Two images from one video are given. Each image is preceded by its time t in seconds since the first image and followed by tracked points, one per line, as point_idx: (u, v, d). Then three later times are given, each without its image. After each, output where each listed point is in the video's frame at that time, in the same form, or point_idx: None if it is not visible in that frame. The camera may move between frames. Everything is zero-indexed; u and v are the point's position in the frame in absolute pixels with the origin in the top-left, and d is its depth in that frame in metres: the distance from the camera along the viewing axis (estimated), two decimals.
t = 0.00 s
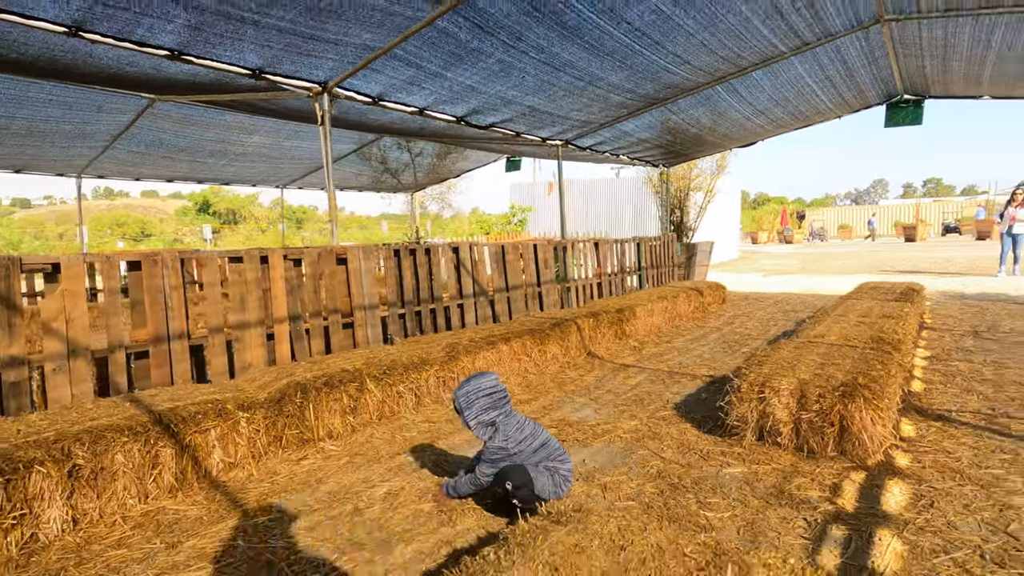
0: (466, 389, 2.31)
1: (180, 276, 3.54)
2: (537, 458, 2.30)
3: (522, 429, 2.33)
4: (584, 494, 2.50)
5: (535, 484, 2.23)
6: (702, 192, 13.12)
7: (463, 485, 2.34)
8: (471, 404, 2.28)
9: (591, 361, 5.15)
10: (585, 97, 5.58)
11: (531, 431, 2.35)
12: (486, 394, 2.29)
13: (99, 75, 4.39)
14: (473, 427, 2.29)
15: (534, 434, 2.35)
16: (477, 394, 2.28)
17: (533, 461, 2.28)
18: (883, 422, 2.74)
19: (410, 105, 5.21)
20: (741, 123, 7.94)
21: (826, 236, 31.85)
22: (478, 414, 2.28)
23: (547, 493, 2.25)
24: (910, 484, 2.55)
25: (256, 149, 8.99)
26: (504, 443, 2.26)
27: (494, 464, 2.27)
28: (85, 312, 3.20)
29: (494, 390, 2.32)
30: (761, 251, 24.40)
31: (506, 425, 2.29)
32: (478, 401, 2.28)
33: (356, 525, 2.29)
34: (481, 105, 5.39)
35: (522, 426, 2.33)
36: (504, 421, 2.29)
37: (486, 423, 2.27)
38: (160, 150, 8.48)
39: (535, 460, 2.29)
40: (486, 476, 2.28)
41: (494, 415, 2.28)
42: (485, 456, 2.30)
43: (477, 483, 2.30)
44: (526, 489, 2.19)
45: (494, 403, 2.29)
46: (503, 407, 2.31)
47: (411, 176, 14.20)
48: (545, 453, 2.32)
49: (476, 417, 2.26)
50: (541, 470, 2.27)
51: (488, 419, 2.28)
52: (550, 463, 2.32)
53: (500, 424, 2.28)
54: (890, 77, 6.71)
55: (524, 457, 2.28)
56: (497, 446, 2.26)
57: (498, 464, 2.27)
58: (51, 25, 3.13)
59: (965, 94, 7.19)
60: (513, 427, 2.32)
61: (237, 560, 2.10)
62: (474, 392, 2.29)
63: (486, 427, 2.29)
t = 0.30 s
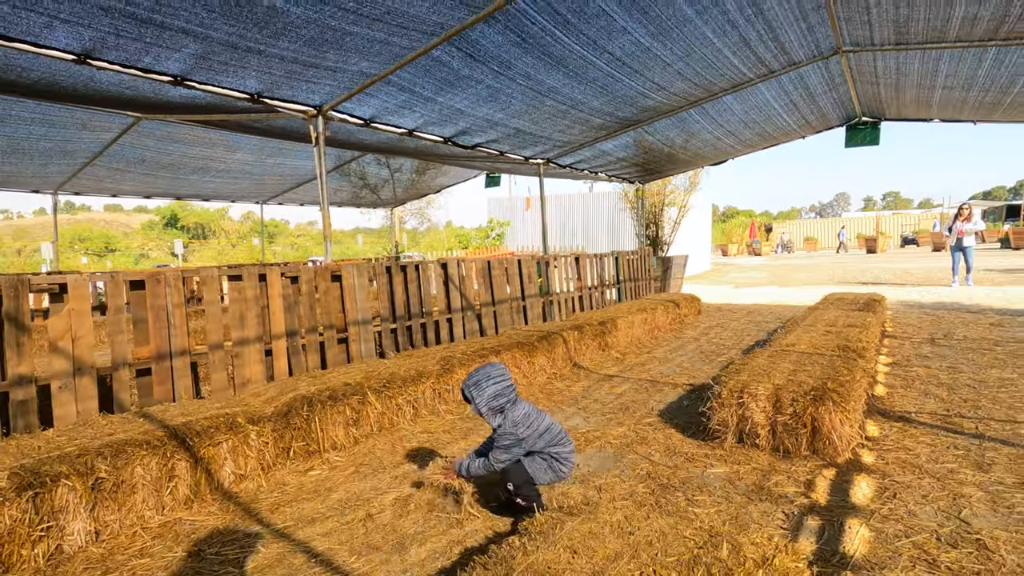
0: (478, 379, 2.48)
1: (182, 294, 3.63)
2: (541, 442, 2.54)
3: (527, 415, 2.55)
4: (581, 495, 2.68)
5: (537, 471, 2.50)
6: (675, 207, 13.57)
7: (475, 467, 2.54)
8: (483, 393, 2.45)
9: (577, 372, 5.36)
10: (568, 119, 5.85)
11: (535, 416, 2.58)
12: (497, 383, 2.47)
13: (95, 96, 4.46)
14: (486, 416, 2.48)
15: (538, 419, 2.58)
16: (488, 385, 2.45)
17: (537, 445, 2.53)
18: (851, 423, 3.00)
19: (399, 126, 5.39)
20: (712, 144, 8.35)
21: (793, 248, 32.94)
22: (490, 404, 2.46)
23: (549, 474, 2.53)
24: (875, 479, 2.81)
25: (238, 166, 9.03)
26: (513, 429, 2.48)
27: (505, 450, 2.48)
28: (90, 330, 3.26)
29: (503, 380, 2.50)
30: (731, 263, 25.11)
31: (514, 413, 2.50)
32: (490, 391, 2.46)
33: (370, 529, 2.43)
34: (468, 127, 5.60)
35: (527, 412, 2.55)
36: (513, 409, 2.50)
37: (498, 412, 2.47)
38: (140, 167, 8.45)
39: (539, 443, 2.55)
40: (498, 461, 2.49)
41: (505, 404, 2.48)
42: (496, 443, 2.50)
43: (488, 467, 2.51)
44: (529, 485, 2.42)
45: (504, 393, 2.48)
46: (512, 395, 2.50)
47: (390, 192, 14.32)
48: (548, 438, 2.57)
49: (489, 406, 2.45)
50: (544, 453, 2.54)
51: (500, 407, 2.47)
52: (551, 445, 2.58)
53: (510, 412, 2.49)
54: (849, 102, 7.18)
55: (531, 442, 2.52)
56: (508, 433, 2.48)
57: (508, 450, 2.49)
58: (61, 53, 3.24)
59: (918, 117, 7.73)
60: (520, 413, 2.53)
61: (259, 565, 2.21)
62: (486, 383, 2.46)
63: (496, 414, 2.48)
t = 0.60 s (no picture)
0: (468, 338, 2.67)
1: (170, 303, 3.68)
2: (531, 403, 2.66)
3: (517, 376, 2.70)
4: (565, 494, 2.79)
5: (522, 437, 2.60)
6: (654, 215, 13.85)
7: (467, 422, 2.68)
8: (473, 348, 2.62)
9: (559, 377, 5.49)
10: (549, 131, 6.01)
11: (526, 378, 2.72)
12: (487, 343, 2.64)
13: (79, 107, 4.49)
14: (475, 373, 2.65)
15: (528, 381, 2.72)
16: (477, 343, 2.63)
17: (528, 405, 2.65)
18: (817, 420, 3.17)
19: (384, 137, 5.50)
20: (688, 153, 8.59)
21: (769, 254, 33.67)
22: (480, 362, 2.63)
23: (538, 440, 2.60)
24: (840, 473, 2.98)
25: (220, 174, 9.01)
26: (503, 387, 2.62)
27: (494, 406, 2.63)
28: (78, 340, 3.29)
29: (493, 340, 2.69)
30: (709, 269, 25.59)
31: (505, 371, 2.63)
32: (479, 348, 2.64)
33: (361, 529, 2.51)
34: (451, 138, 5.73)
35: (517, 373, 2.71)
36: (503, 368, 2.65)
37: (488, 369, 2.62)
38: (119, 175, 8.39)
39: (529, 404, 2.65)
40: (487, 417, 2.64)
41: (495, 362, 2.63)
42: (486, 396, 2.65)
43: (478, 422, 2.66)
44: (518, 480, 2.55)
45: (493, 351, 2.65)
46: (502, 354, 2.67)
47: (372, 200, 14.36)
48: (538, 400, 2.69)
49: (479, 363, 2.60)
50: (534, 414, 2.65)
51: (490, 365, 2.63)
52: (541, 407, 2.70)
53: (500, 370, 2.63)
54: (817, 114, 7.48)
55: (520, 401, 2.64)
56: (497, 389, 2.62)
57: (497, 406, 2.64)
58: (50, 67, 3.29)
59: (882, 129, 8.07)
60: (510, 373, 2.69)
61: (254, 565, 2.28)
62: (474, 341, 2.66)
63: (488, 370, 2.62)
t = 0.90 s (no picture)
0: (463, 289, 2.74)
1: (156, 293, 3.68)
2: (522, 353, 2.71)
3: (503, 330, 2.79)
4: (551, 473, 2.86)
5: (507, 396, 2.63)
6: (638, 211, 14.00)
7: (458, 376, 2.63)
8: (469, 295, 2.70)
9: (545, 367, 5.56)
10: (534, 124, 6.08)
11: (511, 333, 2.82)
12: (481, 291, 2.72)
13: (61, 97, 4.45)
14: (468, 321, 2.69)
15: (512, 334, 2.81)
16: (471, 290, 2.70)
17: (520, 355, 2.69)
18: (793, 401, 3.28)
19: (370, 130, 5.52)
20: (671, 149, 8.72)
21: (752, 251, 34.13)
22: (473, 310, 2.69)
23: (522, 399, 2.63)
24: (815, 450, 3.09)
25: (202, 169, 8.94)
26: (495, 336, 2.66)
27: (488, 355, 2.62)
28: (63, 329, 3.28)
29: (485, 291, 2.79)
30: (692, 266, 25.88)
31: (497, 321, 2.69)
32: (474, 296, 2.70)
33: (351, 507, 2.56)
34: (437, 131, 5.77)
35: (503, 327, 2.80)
36: (496, 318, 2.72)
37: (481, 316, 2.68)
38: (99, 170, 8.29)
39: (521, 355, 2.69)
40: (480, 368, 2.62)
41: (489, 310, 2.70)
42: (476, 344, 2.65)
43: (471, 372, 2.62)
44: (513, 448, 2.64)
45: (487, 300, 2.71)
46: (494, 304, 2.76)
47: (357, 196, 14.31)
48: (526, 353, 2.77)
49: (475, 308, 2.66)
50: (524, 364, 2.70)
51: (484, 313, 2.69)
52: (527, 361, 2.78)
53: (493, 319, 2.69)
54: (796, 109, 7.65)
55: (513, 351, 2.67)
56: (489, 336, 2.64)
57: (488, 355, 2.63)
58: (33, 54, 3.28)
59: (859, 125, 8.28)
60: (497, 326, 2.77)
61: (245, 542, 2.32)
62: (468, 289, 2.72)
63: (481, 317, 2.67)
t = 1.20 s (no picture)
0: (477, 255, 2.73)
1: (151, 276, 3.67)
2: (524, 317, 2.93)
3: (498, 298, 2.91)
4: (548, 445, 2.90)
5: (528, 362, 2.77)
6: (629, 206, 14.11)
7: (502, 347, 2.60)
8: (483, 259, 2.73)
9: (539, 354, 5.60)
10: (527, 114, 6.12)
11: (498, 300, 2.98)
12: (491, 257, 2.78)
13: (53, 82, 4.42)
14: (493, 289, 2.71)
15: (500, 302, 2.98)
16: (486, 254, 2.73)
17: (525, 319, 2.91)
18: (785, 376, 3.35)
19: (363, 119, 5.54)
20: (661, 142, 8.82)
21: (740, 250, 34.44)
22: (486, 275, 2.73)
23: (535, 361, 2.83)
24: (807, 424, 3.17)
25: (193, 162, 8.89)
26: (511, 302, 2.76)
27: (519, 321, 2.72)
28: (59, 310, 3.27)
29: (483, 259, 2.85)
30: (682, 264, 26.09)
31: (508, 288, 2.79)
32: (490, 261, 2.74)
33: (353, 479, 2.59)
34: (430, 120, 5.80)
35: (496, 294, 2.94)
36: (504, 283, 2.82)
37: (495, 280, 2.75)
38: (88, 162, 8.21)
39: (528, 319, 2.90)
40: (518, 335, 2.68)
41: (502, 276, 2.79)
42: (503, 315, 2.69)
43: (511, 342, 2.64)
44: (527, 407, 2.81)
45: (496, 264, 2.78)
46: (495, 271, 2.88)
47: (348, 192, 14.28)
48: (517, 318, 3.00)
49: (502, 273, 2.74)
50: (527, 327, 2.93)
51: (496, 278, 2.76)
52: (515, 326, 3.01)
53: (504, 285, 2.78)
54: (784, 102, 7.76)
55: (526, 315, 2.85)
56: (508, 302, 2.74)
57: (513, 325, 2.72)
58: (28, 34, 3.26)
59: (845, 119, 8.42)
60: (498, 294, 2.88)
61: (248, 511, 2.34)
62: (484, 255, 2.74)
63: (495, 283, 2.75)
